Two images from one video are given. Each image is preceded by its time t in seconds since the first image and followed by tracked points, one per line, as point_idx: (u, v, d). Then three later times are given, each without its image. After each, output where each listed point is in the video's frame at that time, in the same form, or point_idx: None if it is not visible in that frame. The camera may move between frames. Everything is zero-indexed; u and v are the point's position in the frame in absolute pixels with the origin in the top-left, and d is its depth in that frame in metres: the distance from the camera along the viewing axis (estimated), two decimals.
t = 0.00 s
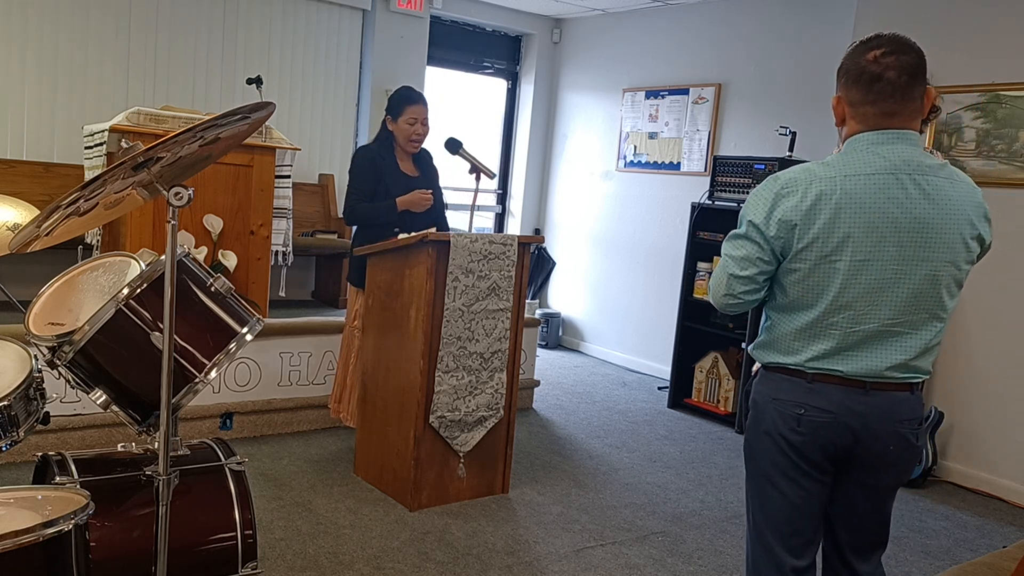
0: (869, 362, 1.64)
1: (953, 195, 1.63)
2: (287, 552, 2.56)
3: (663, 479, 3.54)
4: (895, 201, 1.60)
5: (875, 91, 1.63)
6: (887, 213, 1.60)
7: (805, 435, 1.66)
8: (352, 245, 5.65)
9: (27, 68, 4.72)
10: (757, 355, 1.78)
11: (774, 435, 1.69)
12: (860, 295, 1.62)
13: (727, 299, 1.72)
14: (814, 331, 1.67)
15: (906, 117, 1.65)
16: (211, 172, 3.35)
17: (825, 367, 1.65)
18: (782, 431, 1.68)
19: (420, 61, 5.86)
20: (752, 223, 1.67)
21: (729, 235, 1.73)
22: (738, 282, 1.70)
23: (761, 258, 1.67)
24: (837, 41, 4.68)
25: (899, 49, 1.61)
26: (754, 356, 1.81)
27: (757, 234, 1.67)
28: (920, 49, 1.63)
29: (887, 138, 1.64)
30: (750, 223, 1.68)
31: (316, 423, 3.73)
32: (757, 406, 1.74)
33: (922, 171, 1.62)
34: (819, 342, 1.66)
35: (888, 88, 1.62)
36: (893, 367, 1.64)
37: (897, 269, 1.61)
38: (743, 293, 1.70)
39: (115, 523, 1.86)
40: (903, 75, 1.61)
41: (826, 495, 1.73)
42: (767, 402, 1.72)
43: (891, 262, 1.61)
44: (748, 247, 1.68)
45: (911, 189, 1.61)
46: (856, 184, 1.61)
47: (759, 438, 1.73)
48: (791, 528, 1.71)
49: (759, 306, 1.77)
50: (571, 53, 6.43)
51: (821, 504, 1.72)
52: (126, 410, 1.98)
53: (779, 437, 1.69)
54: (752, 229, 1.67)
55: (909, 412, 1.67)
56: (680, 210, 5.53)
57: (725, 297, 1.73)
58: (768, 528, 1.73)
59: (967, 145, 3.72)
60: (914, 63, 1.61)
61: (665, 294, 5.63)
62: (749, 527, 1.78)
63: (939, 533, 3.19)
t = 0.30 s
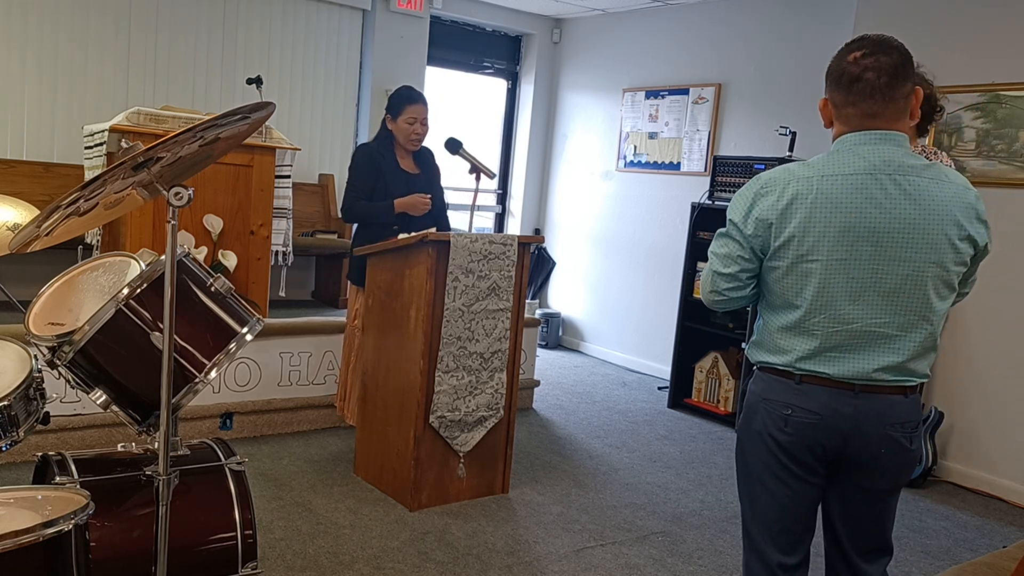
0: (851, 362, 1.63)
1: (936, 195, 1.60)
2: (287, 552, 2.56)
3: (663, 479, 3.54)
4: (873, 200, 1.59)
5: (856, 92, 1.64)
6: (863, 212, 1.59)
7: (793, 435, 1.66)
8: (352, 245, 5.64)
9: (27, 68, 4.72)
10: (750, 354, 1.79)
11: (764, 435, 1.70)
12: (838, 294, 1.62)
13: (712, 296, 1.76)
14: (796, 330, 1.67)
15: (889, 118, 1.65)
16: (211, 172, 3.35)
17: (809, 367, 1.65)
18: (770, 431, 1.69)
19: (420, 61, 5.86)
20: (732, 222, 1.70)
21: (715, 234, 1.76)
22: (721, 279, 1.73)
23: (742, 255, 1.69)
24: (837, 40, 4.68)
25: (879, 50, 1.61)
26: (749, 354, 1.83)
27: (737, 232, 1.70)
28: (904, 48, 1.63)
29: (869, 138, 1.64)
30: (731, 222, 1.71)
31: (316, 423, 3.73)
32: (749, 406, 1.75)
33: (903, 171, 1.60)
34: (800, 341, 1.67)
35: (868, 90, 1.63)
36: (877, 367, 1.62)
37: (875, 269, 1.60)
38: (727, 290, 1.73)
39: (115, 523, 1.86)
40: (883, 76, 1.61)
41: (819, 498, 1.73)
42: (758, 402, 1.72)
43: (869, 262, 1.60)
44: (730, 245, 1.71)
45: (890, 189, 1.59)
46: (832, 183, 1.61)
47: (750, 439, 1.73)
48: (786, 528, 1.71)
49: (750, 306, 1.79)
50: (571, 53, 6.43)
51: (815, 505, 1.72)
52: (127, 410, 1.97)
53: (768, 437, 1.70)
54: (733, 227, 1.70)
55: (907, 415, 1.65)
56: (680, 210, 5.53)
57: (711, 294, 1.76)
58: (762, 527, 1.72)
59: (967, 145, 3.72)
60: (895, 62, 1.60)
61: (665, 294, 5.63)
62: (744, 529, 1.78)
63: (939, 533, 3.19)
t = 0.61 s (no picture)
0: (849, 359, 1.62)
1: (935, 192, 1.59)
2: (287, 552, 2.56)
3: (663, 479, 3.54)
4: (868, 198, 1.60)
5: (855, 91, 1.65)
6: (857, 209, 1.60)
7: (800, 433, 1.66)
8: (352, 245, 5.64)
9: (27, 68, 4.72)
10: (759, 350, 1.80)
11: (772, 433, 1.70)
12: (833, 291, 1.62)
13: (716, 289, 1.79)
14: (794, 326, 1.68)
15: (889, 117, 1.65)
16: (211, 172, 3.35)
17: (807, 362, 1.66)
18: (779, 429, 1.69)
19: (420, 61, 5.86)
20: (732, 218, 1.74)
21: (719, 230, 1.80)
22: (723, 272, 1.76)
23: (741, 250, 1.72)
24: (837, 40, 4.68)
25: (878, 49, 1.62)
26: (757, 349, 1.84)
27: (736, 228, 1.73)
28: (905, 47, 1.63)
29: (868, 137, 1.64)
30: (731, 218, 1.74)
31: (316, 423, 3.73)
32: (759, 405, 1.75)
33: (900, 169, 1.60)
34: (798, 337, 1.68)
35: (868, 89, 1.63)
36: (876, 365, 1.61)
37: (870, 266, 1.60)
38: (729, 284, 1.76)
39: (115, 523, 1.86)
40: (882, 75, 1.62)
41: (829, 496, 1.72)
42: (767, 400, 1.72)
43: (863, 259, 1.60)
44: (730, 240, 1.74)
45: (886, 187, 1.60)
46: (828, 181, 1.62)
47: (760, 438, 1.74)
48: (795, 526, 1.70)
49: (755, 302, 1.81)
50: (571, 53, 6.43)
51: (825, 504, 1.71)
52: (126, 410, 1.98)
53: (777, 435, 1.70)
54: (733, 223, 1.74)
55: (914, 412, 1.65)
56: (680, 210, 5.53)
57: (715, 288, 1.79)
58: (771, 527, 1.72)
59: (967, 144, 3.72)
60: (894, 62, 1.61)
61: (665, 294, 5.63)
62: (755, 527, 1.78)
63: (939, 533, 3.19)
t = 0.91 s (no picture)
0: (867, 359, 1.63)
1: (953, 193, 1.59)
2: (287, 552, 2.56)
3: (663, 479, 3.54)
4: (887, 199, 1.60)
5: (878, 92, 1.65)
6: (876, 210, 1.60)
7: (818, 430, 1.66)
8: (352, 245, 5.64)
9: (27, 68, 4.72)
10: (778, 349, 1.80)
11: (790, 431, 1.71)
12: (852, 292, 1.63)
13: (737, 291, 1.80)
14: (814, 327, 1.69)
15: (911, 118, 1.65)
16: (211, 172, 3.35)
17: (826, 362, 1.66)
18: (797, 427, 1.69)
19: (420, 61, 5.86)
20: (752, 221, 1.74)
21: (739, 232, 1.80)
22: (744, 275, 1.76)
23: (761, 253, 1.73)
24: (836, 40, 4.68)
25: (901, 51, 1.63)
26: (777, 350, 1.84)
27: (756, 231, 1.74)
28: (927, 50, 1.64)
29: (886, 139, 1.65)
30: (751, 220, 1.75)
31: (316, 423, 3.73)
32: (778, 403, 1.75)
33: (919, 171, 1.61)
34: (817, 338, 1.68)
35: (891, 89, 1.64)
36: (895, 365, 1.61)
37: (889, 267, 1.60)
38: (749, 286, 1.77)
39: (115, 523, 1.86)
40: (906, 76, 1.62)
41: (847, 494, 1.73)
42: (785, 398, 1.73)
43: (882, 260, 1.60)
44: (750, 243, 1.75)
45: (904, 188, 1.60)
46: (846, 183, 1.63)
47: (778, 437, 1.75)
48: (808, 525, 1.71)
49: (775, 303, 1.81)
50: (571, 53, 6.43)
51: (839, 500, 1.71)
52: (126, 410, 1.98)
53: (795, 433, 1.70)
54: (752, 226, 1.75)
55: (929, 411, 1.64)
56: (680, 210, 5.53)
57: (736, 290, 1.80)
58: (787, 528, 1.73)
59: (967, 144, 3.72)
60: (917, 64, 1.62)
61: (665, 294, 5.63)
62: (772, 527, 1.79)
63: (940, 533, 3.19)
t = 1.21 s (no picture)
0: (893, 366, 1.63)
1: (978, 201, 1.60)
2: (287, 552, 2.56)
3: (663, 479, 3.54)
4: (913, 207, 1.60)
5: (898, 102, 1.66)
6: (904, 218, 1.60)
7: (839, 437, 1.66)
8: (352, 244, 5.64)
9: (27, 67, 4.72)
10: (795, 357, 1.79)
11: (808, 438, 1.70)
12: (880, 299, 1.62)
13: (757, 300, 1.78)
14: (838, 335, 1.68)
15: (930, 127, 1.66)
16: (211, 172, 3.35)
17: (850, 370, 1.65)
18: (815, 433, 1.69)
19: (420, 62, 5.86)
20: (775, 229, 1.73)
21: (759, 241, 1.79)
22: (765, 284, 1.75)
23: (785, 261, 1.71)
24: (836, 40, 4.68)
25: (918, 61, 1.64)
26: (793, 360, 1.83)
27: (779, 239, 1.72)
28: (941, 60, 1.66)
29: (908, 146, 1.65)
30: (773, 229, 1.73)
31: (316, 423, 3.73)
32: (796, 406, 1.74)
33: (943, 178, 1.61)
34: (842, 346, 1.67)
35: (910, 99, 1.65)
36: (920, 371, 1.62)
37: (916, 274, 1.60)
38: (771, 294, 1.75)
39: (115, 523, 1.86)
40: (925, 85, 1.64)
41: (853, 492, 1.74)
42: (803, 404, 1.72)
43: (910, 267, 1.60)
44: (773, 251, 1.73)
45: (931, 195, 1.60)
46: (873, 191, 1.62)
47: (788, 441, 1.74)
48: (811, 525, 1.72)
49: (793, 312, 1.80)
50: (571, 52, 6.43)
51: (847, 500, 1.72)
52: (126, 410, 1.97)
53: (814, 439, 1.69)
54: (775, 235, 1.73)
55: (941, 412, 1.64)
56: (680, 209, 5.53)
57: (756, 299, 1.78)
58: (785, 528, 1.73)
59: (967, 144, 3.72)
60: (934, 73, 1.63)
61: (665, 294, 5.63)
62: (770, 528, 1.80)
63: (940, 533, 3.19)
